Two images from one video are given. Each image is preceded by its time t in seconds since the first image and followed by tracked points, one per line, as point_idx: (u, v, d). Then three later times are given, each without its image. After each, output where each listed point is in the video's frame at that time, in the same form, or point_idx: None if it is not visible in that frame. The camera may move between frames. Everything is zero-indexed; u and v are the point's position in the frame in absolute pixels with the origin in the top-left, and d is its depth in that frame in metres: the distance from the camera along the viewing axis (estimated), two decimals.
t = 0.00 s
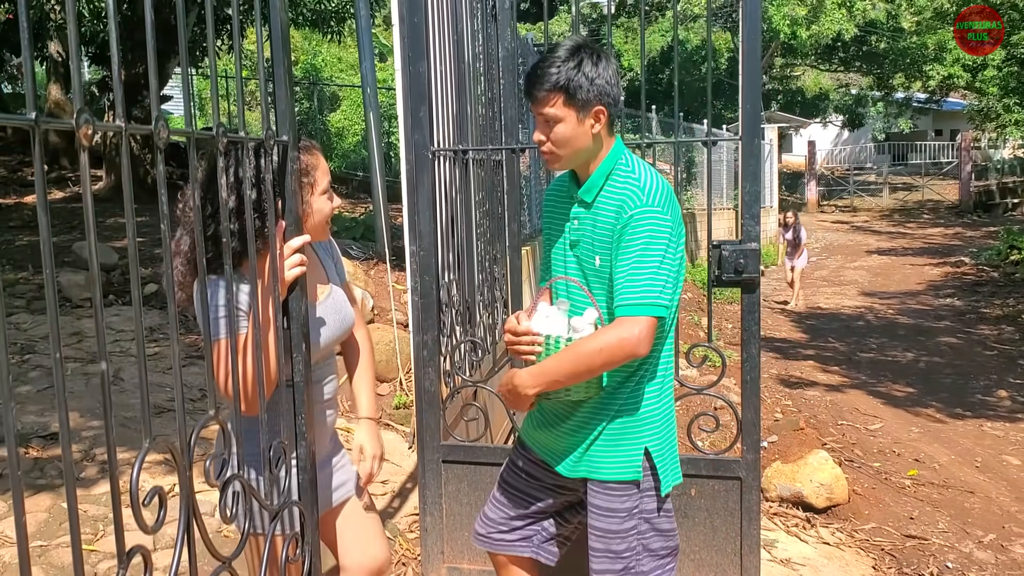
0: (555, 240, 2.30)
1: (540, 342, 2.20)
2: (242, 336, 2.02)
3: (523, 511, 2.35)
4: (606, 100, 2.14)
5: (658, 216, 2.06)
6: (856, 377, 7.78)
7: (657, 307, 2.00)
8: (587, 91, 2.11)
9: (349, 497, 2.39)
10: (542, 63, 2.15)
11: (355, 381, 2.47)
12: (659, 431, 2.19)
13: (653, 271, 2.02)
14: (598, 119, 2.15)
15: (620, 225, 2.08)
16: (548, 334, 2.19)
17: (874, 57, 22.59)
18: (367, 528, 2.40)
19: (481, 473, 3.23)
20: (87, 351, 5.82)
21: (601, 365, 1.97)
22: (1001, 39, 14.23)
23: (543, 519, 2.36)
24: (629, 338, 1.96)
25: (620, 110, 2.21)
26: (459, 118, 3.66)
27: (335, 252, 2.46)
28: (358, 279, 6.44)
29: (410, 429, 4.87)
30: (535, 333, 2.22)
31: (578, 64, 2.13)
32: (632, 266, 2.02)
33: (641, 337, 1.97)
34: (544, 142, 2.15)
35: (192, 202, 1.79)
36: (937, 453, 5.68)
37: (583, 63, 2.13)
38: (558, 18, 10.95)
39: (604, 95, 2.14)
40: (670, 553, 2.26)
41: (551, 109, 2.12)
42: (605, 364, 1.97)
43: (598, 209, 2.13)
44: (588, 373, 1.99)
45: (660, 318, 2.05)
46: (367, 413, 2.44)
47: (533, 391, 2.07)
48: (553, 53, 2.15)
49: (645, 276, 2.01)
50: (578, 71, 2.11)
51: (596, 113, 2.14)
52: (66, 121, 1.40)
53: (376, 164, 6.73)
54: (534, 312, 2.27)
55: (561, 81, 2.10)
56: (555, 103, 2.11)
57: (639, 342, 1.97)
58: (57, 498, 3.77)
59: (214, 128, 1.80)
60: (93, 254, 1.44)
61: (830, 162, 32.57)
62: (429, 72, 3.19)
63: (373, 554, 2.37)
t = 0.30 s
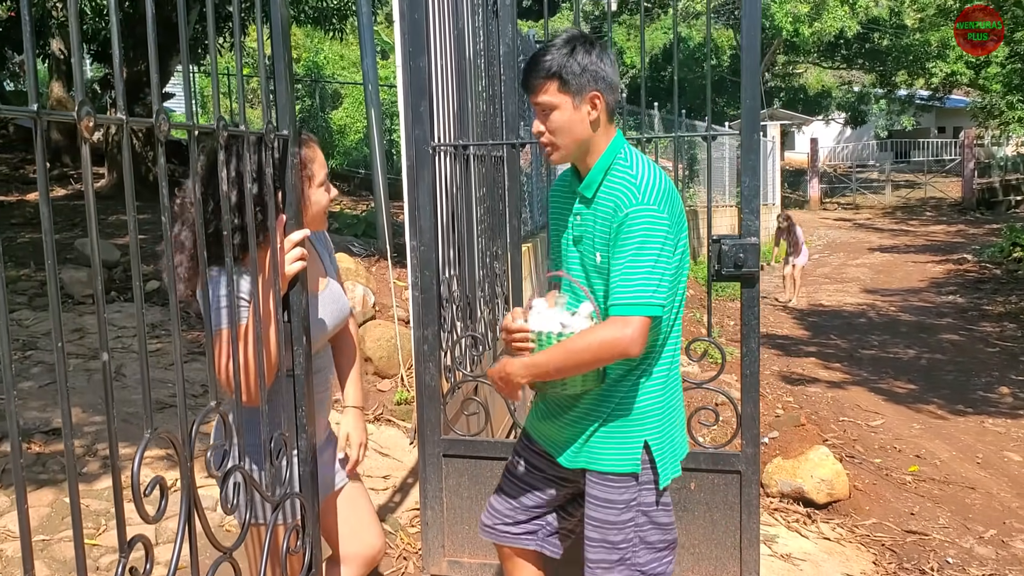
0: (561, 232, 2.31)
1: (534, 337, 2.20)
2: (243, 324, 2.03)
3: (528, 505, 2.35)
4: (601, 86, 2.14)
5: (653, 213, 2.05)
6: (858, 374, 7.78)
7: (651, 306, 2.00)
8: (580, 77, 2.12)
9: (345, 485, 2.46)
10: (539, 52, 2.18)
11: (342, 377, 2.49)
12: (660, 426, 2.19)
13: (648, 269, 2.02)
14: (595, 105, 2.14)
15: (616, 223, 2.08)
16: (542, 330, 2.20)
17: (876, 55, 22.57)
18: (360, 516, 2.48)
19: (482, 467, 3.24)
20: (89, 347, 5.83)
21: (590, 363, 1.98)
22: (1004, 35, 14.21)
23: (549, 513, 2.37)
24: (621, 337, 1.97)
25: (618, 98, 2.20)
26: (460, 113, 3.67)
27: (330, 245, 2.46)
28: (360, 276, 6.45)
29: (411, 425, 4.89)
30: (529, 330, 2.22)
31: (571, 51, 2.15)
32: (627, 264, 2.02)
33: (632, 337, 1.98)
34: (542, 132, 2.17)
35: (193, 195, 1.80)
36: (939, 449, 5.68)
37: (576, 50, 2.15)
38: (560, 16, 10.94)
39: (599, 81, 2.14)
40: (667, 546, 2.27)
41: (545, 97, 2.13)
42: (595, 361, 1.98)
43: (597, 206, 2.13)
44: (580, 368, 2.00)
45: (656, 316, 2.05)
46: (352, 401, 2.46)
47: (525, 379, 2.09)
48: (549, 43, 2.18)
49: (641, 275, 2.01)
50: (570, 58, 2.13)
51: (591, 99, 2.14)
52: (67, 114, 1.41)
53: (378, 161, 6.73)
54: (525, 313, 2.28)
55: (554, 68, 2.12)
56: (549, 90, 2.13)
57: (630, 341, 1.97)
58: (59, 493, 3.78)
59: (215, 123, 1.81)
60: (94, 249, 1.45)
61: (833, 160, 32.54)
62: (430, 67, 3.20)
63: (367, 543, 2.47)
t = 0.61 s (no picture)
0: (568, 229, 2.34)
1: (531, 328, 2.22)
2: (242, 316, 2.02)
3: (536, 501, 2.36)
4: (597, 84, 2.14)
5: (647, 208, 2.04)
6: (861, 373, 7.77)
7: (644, 302, 1.99)
8: (573, 77, 2.12)
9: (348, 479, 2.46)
10: (535, 52, 2.18)
11: (336, 367, 2.50)
12: (657, 424, 2.18)
13: (640, 263, 2.00)
14: (590, 103, 2.14)
15: (612, 218, 2.08)
16: (539, 321, 2.21)
17: (881, 53, 22.53)
18: (362, 511, 2.47)
19: (483, 465, 3.25)
20: (93, 344, 5.84)
21: (582, 354, 2.00)
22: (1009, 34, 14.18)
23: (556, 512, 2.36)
24: (612, 332, 1.97)
25: (618, 96, 2.20)
26: (462, 111, 3.67)
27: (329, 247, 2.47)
28: (363, 273, 6.46)
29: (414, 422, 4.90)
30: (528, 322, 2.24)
31: (564, 50, 2.15)
32: (620, 258, 2.02)
33: (624, 332, 1.98)
34: (540, 131, 2.18)
35: (195, 192, 1.81)
36: (942, 448, 5.67)
37: (570, 49, 2.15)
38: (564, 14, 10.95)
39: (593, 78, 2.13)
40: (657, 547, 2.27)
41: (541, 97, 2.14)
42: (586, 354, 2.00)
43: (598, 202, 2.14)
44: (572, 359, 2.02)
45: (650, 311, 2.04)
46: (352, 397, 2.48)
47: (522, 364, 2.13)
48: (545, 43, 2.18)
49: (632, 270, 2.00)
50: (564, 57, 2.13)
51: (587, 97, 2.14)
52: (70, 110, 1.42)
53: (381, 159, 6.74)
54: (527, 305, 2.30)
55: (548, 67, 2.13)
56: (544, 90, 2.14)
57: (621, 335, 1.97)
58: (63, 490, 3.80)
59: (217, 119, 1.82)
60: (97, 245, 1.46)
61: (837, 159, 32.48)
62: (432, 65, 3.21)
63: (369, 539, 2.45)
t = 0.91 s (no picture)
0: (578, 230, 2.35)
1: (531, 330, 2.25)
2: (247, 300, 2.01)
3: (541, 496, 2.38)
4: (604, 85, 2.13)
5: (644, 206, 2.03)
6: (866, 373, 7.76)
7: (639, 298, 1.98)
8: (581, 78, 2.11)
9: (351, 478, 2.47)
10: (543, 53, 2.18)
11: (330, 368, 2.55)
12: (654, 426, 2.16)
13: (634, 260, 1.99)
14: (598, 105, 2.14)
15: (613, 216, 2.08)
16: (538, 323, 2.24)
17: (887, 53, 22.47)
18: (365, 510, 2.47)
19: (487, 463, 3.25)
20: (98, 343, 5.86)
21: (579, 352, 2.01)
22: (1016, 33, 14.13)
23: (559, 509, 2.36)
24: (606, 327, 1.97)
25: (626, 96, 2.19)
26: (468, 111, 3.67)
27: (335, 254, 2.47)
28: (367, 272, 6.47)
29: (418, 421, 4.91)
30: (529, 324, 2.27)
31: (572, 51, 2.13)
32: (615, 254, 2.02)
33: (618, 328, 1.97)
34: (547, 132, 2.18)
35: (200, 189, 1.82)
36: (947, 448, 5.66)
37: (577, 50, 2.14)
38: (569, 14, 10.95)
39: (601, 80, 2.13)
40: (645, 553, 2.24)
41: (549, 99, 2.14)
42: (581, 351, 2.00)
43: (603, 199, 2.14)
44: (567, 357, 2.03)
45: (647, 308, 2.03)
46: (349, 396, 2.55)
47: (521, 370, 2.14)
48: (553, 43, 2.17)
49: (627, 268, 1.99)
50: (571, 58, 2.12)
51: (594, 99, 2.13)
52: (75, 107, 1.42)
53: (385, 158, 6.75)
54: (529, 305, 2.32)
55: (555, 69, 2.12)
56: (552, 92, 2.13)
57: (615, 332, 1.97)
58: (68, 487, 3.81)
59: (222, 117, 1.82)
60: (102, 242, 1.46)
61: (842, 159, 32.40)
62: (438, 65, 3.21)
63: (371, 540, 2.46)
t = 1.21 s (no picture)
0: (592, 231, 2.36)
1: (535, 328, 2.26)
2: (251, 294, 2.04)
3: (551, 493, 2.37)
4: (615, 86, 2.13)
5: (649, 204, 2.03)
6: (873, 374, 7.74)
7: (641, 297, 1.98)
8: (591, 79, 2.11)
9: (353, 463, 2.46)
10: (553, 53, 2.17)
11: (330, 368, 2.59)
12: (662, 426, 2.16)
13: (638, 259, 2.00)
14: (608, 105, 2.14)
15: (619, 214, 2.09)
16: (542, 322, 2.25)
17: (897, 54, 22.40)
18: (379, 489, 2.45)
19: (491, 463, 3.26)
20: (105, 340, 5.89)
21: (580, 350, 2.01)
22: None
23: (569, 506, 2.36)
24: (606, 325, 1.97)
25: (636, 97, 2.18)
26: (474, 109, 3.68)
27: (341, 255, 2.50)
28: (374, 271, 6.49)
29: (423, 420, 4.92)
30: (533, 322, 2.28)
31: (581, 51, 2.13)
32: (620, 253, 2.02)
33: (619, 326, 1.97)
34: (557, 132, 2.19)
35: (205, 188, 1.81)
36: (954, 450, 5.64)
37: (587, 51, 2.13)
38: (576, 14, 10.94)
39: (611, 81, 2.12)
40: (655, 555, 2.24)
41: (559, 100, 2.14)
42: (583, 349, 2.01)
43: (611, 198, 2.14)
44: (569, 354, 2.04)
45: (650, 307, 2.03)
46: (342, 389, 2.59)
47: (526, 366, 2.15)
48: (563, 43, 2.16)
49: (630, 267, 1.99)
50: (580, 58, 2.12)
51: (604, 99, 2.13)
52: (80, 107, 1.43)
53: (392, 157, 6.76)
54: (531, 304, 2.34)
55: (565, 69, 2.11)
56: (562, 93, 2.13)
57: (616, 330, 1.97)
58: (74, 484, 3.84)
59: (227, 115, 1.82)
60: (107, 241, 1.47)
61: (852, 159, 32.28)
62: (444, 64, 3.22)
63: (386, 521, 2.41)
